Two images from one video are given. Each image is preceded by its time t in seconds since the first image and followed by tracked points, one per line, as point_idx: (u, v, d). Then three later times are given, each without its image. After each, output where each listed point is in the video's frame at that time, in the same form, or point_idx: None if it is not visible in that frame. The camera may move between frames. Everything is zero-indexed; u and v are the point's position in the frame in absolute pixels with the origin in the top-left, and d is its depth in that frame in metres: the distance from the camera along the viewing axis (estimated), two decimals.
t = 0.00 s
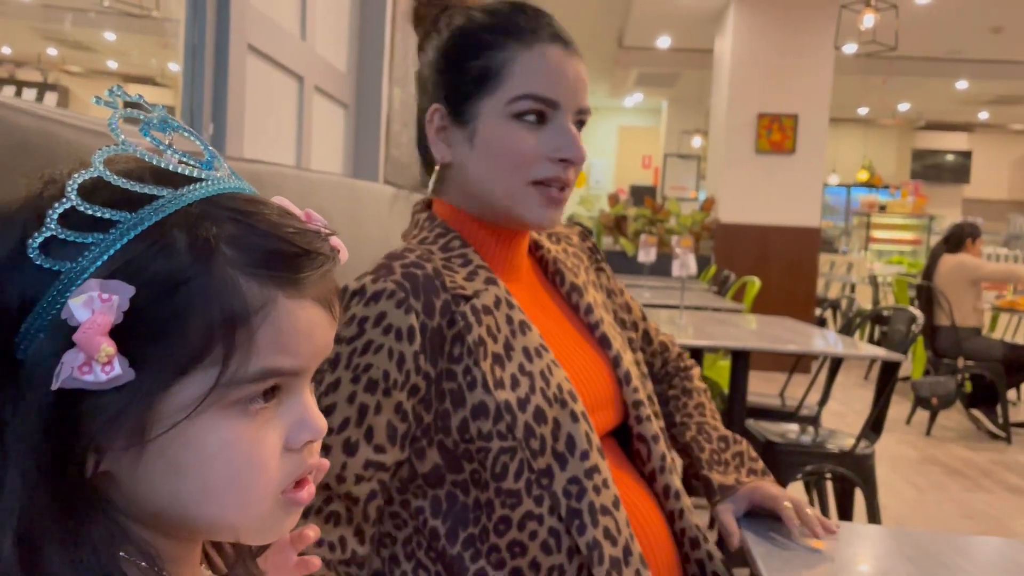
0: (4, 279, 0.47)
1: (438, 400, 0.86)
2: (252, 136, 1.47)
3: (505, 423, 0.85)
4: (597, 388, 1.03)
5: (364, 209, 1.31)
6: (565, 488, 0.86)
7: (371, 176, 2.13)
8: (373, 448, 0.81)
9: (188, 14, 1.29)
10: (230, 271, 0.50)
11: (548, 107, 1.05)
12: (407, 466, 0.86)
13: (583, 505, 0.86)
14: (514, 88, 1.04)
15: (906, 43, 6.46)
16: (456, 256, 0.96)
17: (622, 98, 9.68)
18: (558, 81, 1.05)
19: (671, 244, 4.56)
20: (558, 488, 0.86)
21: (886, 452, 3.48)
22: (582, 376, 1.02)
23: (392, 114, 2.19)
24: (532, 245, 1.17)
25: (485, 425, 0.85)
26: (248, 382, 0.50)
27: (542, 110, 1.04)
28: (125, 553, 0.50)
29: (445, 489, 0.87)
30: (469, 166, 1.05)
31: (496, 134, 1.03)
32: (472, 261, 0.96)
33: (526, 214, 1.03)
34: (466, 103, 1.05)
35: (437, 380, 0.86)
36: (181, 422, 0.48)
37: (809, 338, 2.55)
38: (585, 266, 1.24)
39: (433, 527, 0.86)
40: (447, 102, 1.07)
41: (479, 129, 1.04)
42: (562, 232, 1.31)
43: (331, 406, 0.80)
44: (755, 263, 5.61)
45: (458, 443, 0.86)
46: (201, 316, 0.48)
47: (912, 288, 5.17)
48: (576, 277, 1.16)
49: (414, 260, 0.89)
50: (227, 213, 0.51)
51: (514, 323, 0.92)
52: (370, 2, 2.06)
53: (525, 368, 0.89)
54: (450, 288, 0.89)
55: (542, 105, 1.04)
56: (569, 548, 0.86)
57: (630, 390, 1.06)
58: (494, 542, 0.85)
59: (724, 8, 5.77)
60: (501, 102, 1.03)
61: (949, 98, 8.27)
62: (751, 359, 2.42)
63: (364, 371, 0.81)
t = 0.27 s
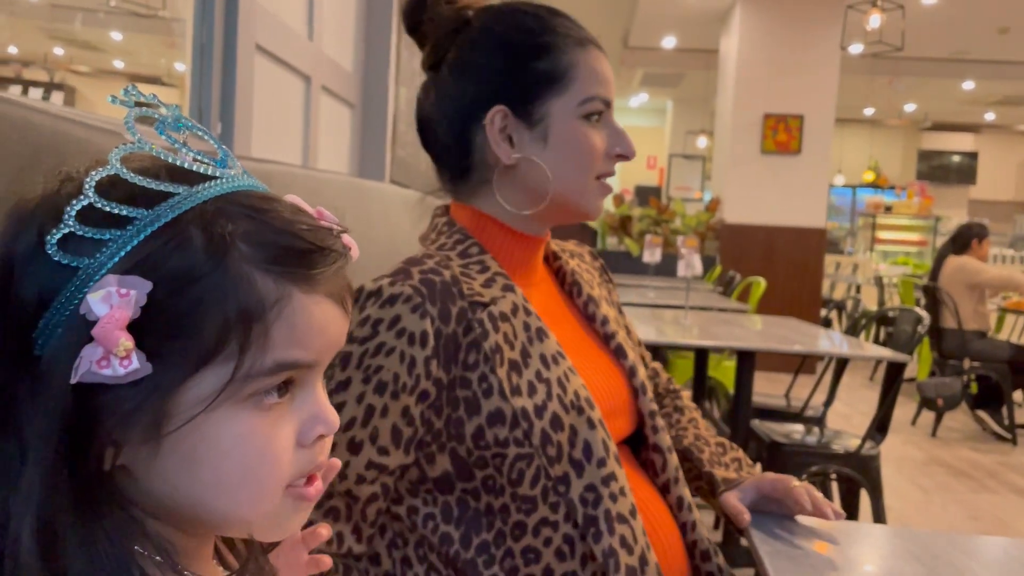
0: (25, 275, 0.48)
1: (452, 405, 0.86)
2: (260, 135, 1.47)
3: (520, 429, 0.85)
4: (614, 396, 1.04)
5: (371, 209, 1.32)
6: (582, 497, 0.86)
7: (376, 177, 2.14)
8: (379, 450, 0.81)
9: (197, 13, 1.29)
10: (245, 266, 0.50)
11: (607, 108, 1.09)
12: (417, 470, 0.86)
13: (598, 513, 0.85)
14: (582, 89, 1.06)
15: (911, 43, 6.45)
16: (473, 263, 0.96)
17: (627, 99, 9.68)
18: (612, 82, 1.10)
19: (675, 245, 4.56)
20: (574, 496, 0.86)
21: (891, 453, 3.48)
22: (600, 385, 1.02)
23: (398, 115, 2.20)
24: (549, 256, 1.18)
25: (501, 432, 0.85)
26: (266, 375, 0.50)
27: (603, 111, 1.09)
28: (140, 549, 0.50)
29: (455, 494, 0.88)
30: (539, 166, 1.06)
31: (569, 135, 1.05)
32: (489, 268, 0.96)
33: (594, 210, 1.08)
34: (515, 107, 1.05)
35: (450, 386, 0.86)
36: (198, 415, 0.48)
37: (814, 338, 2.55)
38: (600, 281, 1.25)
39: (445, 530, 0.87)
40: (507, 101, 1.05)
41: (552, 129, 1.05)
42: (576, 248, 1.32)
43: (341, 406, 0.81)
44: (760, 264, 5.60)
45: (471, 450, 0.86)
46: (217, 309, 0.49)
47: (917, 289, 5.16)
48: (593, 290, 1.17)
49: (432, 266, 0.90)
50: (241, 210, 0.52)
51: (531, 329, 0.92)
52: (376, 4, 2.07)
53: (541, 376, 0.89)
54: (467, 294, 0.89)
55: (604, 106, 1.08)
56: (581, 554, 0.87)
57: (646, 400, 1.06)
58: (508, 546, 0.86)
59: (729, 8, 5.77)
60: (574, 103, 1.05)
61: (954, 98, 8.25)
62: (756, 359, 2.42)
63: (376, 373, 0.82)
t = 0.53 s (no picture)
0: (27, 272, 0.48)
1: (465, 400, 0.86)
2: (261, 135, 1.47)
3: (535, 424, 0.85)
4: (628, 392, 1.04)
5: (373, 208, 1.32)
6: (598, 492, 0.85)
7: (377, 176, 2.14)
8: (390, 443, 0.81)
9: (197, 11, 1.29)
10: (251, 259, 0.50)
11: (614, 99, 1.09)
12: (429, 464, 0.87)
13: (614, 508, 0.85)
14: (589, 81, 1.06)
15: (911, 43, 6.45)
16: (486, 259, 0.96)
17: (626, 99, 9.67)
18: (620, 74, 1.09)
19: (675, 245, 4.56)
20: (591, 491, 0.85)
21: (891, 453, 3.48)
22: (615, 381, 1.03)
23: (398, 114, 2.20)
24: (562, 252, 1.18)
25: (515, 427, 0.85)
26: (268, 364, 0.50)
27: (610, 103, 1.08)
28: (145, 546, 0.50)
29: (467, 490, 0.87)
30: (548, 159, 1.06)
31: (578, 128, 1.05)
32: (503, 263, 0.96)
33: (603, 202, 1.08)
34: (524, 102, 1.05)
35: (463, 380, 0.86)
36: (206, 407, 0.48)
37: (814, 338, 2.55)
38: (612, 278, 1.25)
39: (457, 526, 0.86)
40: (515, 96, 1.05)
41: (560, 122, 1.05)
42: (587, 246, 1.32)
43: (353, 397, 0.81)
44: (760, 264, 5.60)
45: (485, 446, 0.86)
46: (222, 303, 0.48)
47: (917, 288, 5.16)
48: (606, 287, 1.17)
49: (447, 260, 0.90)
50: (245, 204, 0.52)
51: (545, 325, 0.91)
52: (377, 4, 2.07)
53: (556, 371, 0.88)
54: (481, 289, 0.89)
55: (611, 98, 1.08)
56: (593, 550, 0.86)
57: (660, 397, 1.07)
58: (520, 542, 0.85)
59: (729, 8, 5.77)
60: (581, 96, 1.06)
61: (954, 98, 8.25)
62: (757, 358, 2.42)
63: (389, 366, 0.82)
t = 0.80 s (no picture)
0: (30, 255, 0.47)
1: (477, 387, 0.86)
2: (261, 128, 1.47)
3: (546, 412, 0.85)
4: (641, 384, 1.04)
5: (373, 202, 1.31)
6: (609, 481, 0.85)
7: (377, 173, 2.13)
8: (400, 429, 0.81)
9: (197, 4, 1.28)
10: (255, 238, 0.49)
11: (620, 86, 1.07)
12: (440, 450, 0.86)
13: (625, 498, 0.85)
14: (592, 70, 1.05)
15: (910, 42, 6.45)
16: (498, 247, 0.96)
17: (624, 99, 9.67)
18: (625, 60, 1.08)
19: (674, 243, 4.56)
20: (601, 481, 0.85)
21: (890, 451, 3.48)
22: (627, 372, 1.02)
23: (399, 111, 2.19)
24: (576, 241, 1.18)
25: (526, 414, 0.85)
26: (275, 346, 0.49)
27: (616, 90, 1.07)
28: (151, 531, 0.49)
29: (476, 481, 0.87)
30: (554, 151, 1.05)
31: (583, 118, 1.05)
32: (514, 251, 0.95)
33: (613, 191, 1.07)
34: (526, 95, 1.05)
35: (473, 367, 0.86)
36: (214, 391, 0.47)
37: (814, 335, 2.55)
38: (627, 269, 1.24)
39: (465, 517, 0.86)
40: (518, 89, 1.05)
41: (566, 113, 1.05)
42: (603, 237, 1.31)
43: (364, 382, 0.81)
44: (758, 264, 5.60)
45: (496, 433, 0.85)
46: (231, 286, 0.48)
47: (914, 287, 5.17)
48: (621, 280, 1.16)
49: (459, 247, 0.90)
50: (251, 185, 0.52)
51: (557, 313, 0.91)
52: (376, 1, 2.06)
53: (567, 359, 0.88)
54: (493, 276, 0.89)
55: (617, 85, 1.07)
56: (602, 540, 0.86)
57: (671, 391, 1.06)
58: (529, 532, 0.85)
59: (727, 6, 5.76)
60: (584, 85, 1.05)
61: (952, 98, 8.26)
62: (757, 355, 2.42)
63: (400, 351, 0.82)
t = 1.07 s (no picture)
0: (29, 260, 0.47)
1: (483, 380, 0.86)
2: (261, 128, 1.47)
3: (549, 404, 0.85)
4: (658, 388, 1.05)
5: (373, 201, 1.32)
6: (612, 476, 0.85)
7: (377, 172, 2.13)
8: (410, 420, 0.82)
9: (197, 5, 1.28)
10: (252, 243, 0.50)
11: (563, 85, 1.04)
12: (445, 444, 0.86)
13: (630, 495, 0.85)
14: (525, 73, 1.04)
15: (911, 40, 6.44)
16: (506, 242, 0.97)
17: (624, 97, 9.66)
18: (571, 55, 1.04)
19: (674, 242, 4.56)
20: (604, 475, 0.85)
21: (890, 449, 3.49)
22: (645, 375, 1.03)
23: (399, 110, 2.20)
24: (601, 248, 1.19)
25: (530, 406, 0.85)
26: (274, 348, 0.50)
27: (558, 90, 1.04)
28: (150, 535, 0.50)
29: (480, 477, 0.86)
30: (504, 159, 1.08)
31: (516, 125, 1.05)
32: (521, 247, 0.96)
33: (557, 193, 1.04)
34: (489, 110, 1.11)
35: (479, 359, 0.86)
36: (212, 396, 0.48)
37: (814, 334, 2.55)
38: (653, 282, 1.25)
39: (467, 513, 0.85)
40: (485, 105, 1.12)
41: (505, 122, 1.07)
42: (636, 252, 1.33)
43: (373, 373, 0.82)
44: (758, 262, 5.61)
45: (500, 426, 0.86)
46: (231, 287, 0.48)
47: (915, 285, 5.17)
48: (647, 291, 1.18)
49: (466, 241, 0.91)
50: (247, 189, 0.52)
51: (563, 308, 0.92)
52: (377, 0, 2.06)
53: (572, 353, 0.89)
54: (497, 270, 0.90)
55: (555, 84, 1.04)
56: (605, 537, 0.86)
57: (689, 398, 1.07)
58: (531, 528, 0.84)
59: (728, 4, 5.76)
60: (516, 91, 1.05)
61: (952, 95, 8.26)
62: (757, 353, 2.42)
63: (408, 342, 0.82)
